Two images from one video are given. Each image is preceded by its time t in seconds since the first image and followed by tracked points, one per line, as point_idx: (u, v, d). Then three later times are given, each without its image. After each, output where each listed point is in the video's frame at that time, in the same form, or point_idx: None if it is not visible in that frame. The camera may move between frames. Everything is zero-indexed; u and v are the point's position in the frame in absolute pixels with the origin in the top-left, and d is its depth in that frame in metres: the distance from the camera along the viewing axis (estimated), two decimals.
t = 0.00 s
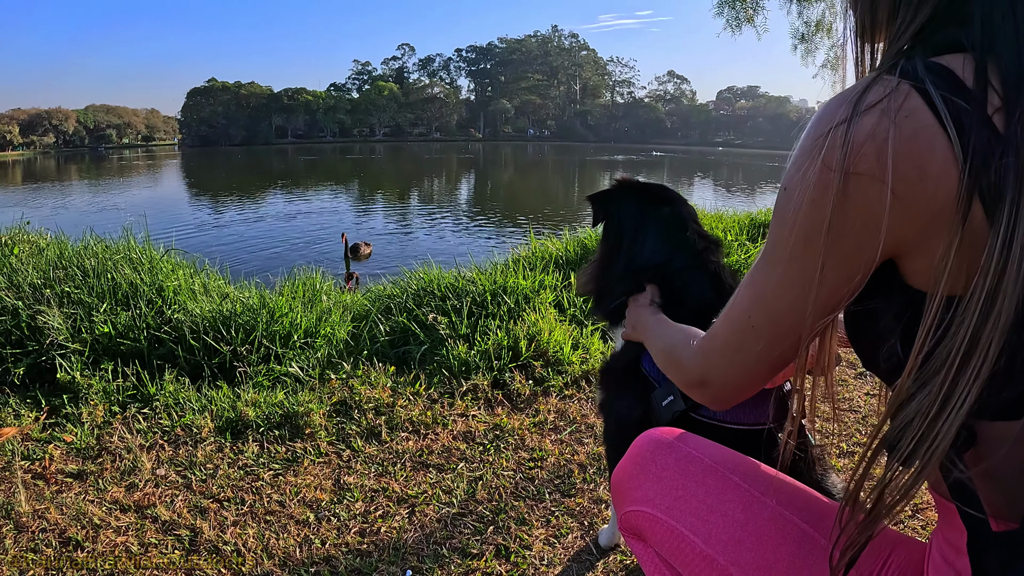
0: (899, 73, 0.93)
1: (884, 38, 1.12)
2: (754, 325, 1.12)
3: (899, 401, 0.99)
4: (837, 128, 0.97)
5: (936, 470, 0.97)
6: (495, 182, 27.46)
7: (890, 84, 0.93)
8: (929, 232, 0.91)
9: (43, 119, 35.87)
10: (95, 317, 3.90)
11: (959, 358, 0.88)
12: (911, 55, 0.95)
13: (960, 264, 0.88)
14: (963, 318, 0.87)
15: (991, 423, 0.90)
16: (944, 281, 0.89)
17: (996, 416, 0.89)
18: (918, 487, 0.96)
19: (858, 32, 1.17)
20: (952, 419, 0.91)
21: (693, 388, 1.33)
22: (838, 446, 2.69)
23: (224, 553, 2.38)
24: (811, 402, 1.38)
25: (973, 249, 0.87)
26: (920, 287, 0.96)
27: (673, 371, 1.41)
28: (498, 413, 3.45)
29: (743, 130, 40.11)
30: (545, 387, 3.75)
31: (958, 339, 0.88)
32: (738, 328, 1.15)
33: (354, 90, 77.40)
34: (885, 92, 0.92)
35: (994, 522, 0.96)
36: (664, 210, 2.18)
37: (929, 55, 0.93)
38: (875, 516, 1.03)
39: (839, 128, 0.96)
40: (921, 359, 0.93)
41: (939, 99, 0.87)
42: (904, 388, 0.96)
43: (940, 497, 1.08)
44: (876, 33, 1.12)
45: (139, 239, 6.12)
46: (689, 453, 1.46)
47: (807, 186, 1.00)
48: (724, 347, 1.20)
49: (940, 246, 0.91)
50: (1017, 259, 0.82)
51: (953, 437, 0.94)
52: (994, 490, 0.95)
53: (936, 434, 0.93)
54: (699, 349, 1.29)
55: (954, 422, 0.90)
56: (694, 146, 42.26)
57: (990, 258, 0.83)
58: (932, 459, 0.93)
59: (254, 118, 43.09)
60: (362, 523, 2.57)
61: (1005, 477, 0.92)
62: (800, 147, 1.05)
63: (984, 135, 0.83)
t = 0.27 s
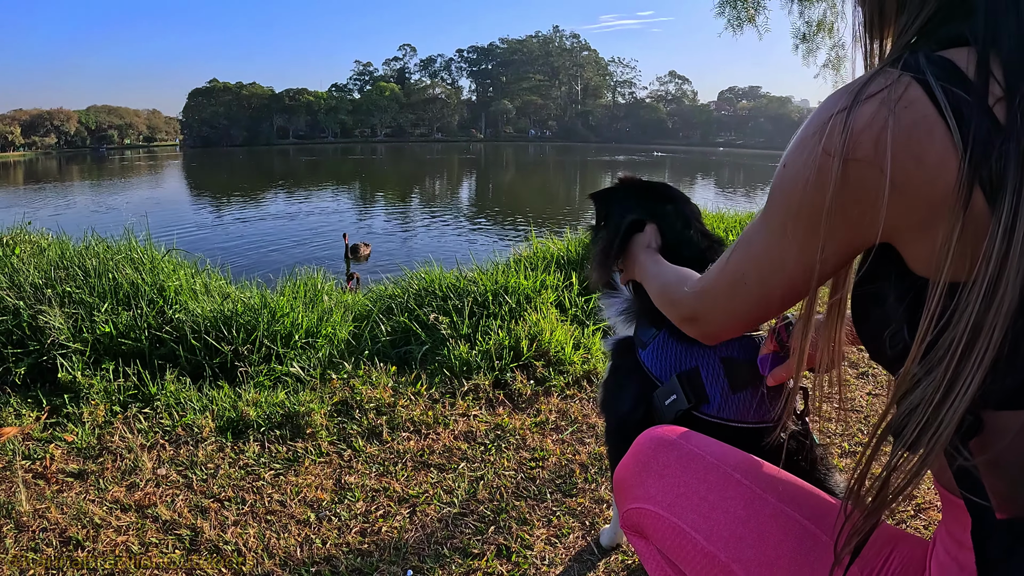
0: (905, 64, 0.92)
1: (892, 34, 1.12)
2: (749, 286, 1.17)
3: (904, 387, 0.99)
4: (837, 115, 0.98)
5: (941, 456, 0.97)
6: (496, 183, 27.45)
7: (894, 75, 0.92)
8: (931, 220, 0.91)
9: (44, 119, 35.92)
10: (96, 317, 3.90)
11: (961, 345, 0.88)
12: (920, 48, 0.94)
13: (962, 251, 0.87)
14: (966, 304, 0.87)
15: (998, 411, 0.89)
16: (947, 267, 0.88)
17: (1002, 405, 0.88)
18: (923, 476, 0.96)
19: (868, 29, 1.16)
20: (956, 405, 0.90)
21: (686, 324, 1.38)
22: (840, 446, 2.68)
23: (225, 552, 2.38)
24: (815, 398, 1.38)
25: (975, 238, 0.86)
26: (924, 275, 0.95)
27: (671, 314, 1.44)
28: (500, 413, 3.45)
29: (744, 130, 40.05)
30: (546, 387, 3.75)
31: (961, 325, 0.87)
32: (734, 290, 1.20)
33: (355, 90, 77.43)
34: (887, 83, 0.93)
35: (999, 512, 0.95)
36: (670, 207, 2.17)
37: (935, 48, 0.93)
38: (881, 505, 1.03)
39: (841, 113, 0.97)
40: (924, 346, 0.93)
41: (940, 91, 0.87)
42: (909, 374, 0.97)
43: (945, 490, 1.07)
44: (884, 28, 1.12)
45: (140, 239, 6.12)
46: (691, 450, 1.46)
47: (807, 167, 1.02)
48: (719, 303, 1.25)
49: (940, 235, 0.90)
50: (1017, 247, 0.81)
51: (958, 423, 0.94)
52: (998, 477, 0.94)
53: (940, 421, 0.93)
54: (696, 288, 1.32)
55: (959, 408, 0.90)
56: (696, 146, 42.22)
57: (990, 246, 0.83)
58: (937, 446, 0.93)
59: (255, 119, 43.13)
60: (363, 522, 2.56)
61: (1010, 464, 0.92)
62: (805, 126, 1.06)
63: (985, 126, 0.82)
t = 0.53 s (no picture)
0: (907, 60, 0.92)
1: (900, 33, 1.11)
2: (743, 259, 1.18)
3: (907, 383, 0.98)
4: (836, 106, 0.98)
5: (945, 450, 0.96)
6: (498, 183, 27.45)
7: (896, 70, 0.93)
8: (930, 213, 0.90)
9: (46, 120, 35.99)
10: (97, 317, 3.91)
11: (961, 339, 0.87)
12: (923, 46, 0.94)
13: (962, 245, 0.87)
14: (966, 298, 0.86)
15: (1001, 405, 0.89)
16: (946, 261, 0.88)
17: (1005, 399, 0.88)
18: (925, 471, 0.95)
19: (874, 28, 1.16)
20: (958, 400, 0.90)
21: (677, 279, 1.40)
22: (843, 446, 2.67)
23: (226, 553, 2.38)
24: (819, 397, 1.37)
25: (974, 233, 0.86)
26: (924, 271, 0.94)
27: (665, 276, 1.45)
28: (502, 413, 3.45)
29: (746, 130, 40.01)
30: (548, 387, 3.74)
31: (961, 320, 0.87)
32: (728, 261, 1.21)
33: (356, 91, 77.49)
34: (888, 78, 0.93)
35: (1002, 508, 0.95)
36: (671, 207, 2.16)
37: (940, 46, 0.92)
38: (883, 501, 1.03)
39: (841, 103, 0.97)
40: (925, 341, 0.93)
41: (941, 88, 0.86)
42: (910, 370, 0.97)
43: (948, 487, 1.06)
44: (891, 28, 1.12)
45: (142, 239, 6.13)
46: (694, 450, 1.45)
47: (805, 152, 1.02)
48: (712, 271, 1.26)
49: (937, 229, 0.91)
50: (1016, 243, 0.80)
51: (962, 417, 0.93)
52: (1003, 471, 0.93)
53: (942, 416, 0.92)
54: (690, 247, 1.32)
55: (961, 402, 0.89)
56: (697, 147, 42.21)
57: (991, 241, 0.83)
58: (938, 441, 0.92)
59: (257, 120, 43.17)
60: (364, 523, 2.56)
61: (1015, 458, 0.91)
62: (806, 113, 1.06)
63: (984, 123, 0.82)
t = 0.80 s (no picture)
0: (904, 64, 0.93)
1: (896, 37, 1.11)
2: (751, 281, 1.16)
3: (907, 386, 0.98)
4: (836, 114, 0.98)
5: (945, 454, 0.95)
6: (499, 184, 27.45)
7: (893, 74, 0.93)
8: (930, 216, 0.91)
9: (48, 121, 36.09)
10: (98, 317, 3.91)
11: (962, 343, 0.87)
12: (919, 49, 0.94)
13: (961, 248, 0.87)
14: (967, 302, 0.86)
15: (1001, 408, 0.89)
16: (946, 264, 0.88)
17: (1005, 402, 0.87)
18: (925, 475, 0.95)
19: (871, 30, 1.16)
20: (958, 403, 0.89)
21: (693, 323, 1.36)
22: (845, 446, 2.67)
23: (227, 553, 2.38)
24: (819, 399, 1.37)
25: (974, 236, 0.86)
26: (924, 272, 0.95)
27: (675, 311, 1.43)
28: (503, 414, 3.45)
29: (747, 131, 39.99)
30: (549, 388, 3.74)
31: (961, 323, 0.87)
32: (736, 285, 1.19)
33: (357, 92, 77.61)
34: (886, 82, 0.93)
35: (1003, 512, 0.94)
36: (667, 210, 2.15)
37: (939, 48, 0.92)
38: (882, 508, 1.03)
39: (841, 111, 0.97)
40: (925, 345, 0.92)
41: (939, 90, 0.86)
42: (911, 373, 0.96)
43: (949, 491, 1.06)
44: (888, 32, 1.12)
45: (143, 240, 6.13)
46: (695, 450, 1.45)
47: (807, 163, 1.01)
48: (722, 300, 1.23)
49: (939, 231, 0.90)
50: (1017, 245, 0.80)
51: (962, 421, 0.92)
52: (1004, 474, 0.93)
53: (942, 419, 0.92)
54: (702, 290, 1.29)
55: (961, 407, 0.89)
56: (699, 148, 42.20)
57: (992, 243, 0.83)
58: (938, 446, 0.92)
59: (258, 121, 43.22)
60: (365, 523, 2.56)
61: (1015, 459, 0.91)
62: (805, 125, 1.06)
63: (984, 125, 0.82)
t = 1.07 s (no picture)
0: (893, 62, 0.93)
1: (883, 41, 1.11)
2: (738, 269, 1.19)
3: (899, 385, 0.98)
4: (822, 111, 1.00)
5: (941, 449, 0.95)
6: (501, 185, 27.44)
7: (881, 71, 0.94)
8: (915, 215, 0.91)
9: (50, 122, 36.16)
10: (100, 318, 3.91)
11: (951, 340, 0.87)
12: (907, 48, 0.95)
13: (948, 246, 0.87)
14: (955, 300, 0.86)
15: (993, 406, 0.89)
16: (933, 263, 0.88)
17: (996, 399, 0.87)
18: (920, 476, 0.94)
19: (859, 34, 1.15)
20: (950, 401, 0.89)
21: (679, 300, 1.40)
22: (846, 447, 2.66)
23: (228, 554, 2.38)
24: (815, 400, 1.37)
25: (960, 235, 0.86)
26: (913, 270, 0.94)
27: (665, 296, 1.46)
28: (504, 415, 3.44)
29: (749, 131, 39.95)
30: (550, 389, 3.73)
31: (951, 321, 0.86)
32: (724, 273, 1.22)
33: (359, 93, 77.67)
34: (872, 81, 0.94)
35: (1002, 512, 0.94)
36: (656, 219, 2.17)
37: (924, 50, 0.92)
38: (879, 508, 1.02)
39: (829, 106, 0.99)
40: (915, 343, 0.92)
41: (924, 90, 0.87)
42: (902, 371, 0.96)
43: (947, 491, 1.05)
44: (875, 36, 1.11)
45: (145, 241, 6.14)
46: (693, 449, 1.44)
47: (793, 157, 1.04)
48: (711, 286, 1.27)
49: (924, 230, 0.91)
50: (1001, 245, 0.80)
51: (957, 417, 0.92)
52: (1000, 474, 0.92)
53: (933, 418, 0.91)
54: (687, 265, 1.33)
55: (952, 405, 0.89)
56: (701, 148, 42.18)
57: (978, 242, 0.82)
58: (931, 445, 0.92)
59: (260, 122, 43.27)
60: (366, 524, 2.56)
61: (1013, 458, 0.89)
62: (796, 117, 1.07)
63: (967, 124, 0.82)
